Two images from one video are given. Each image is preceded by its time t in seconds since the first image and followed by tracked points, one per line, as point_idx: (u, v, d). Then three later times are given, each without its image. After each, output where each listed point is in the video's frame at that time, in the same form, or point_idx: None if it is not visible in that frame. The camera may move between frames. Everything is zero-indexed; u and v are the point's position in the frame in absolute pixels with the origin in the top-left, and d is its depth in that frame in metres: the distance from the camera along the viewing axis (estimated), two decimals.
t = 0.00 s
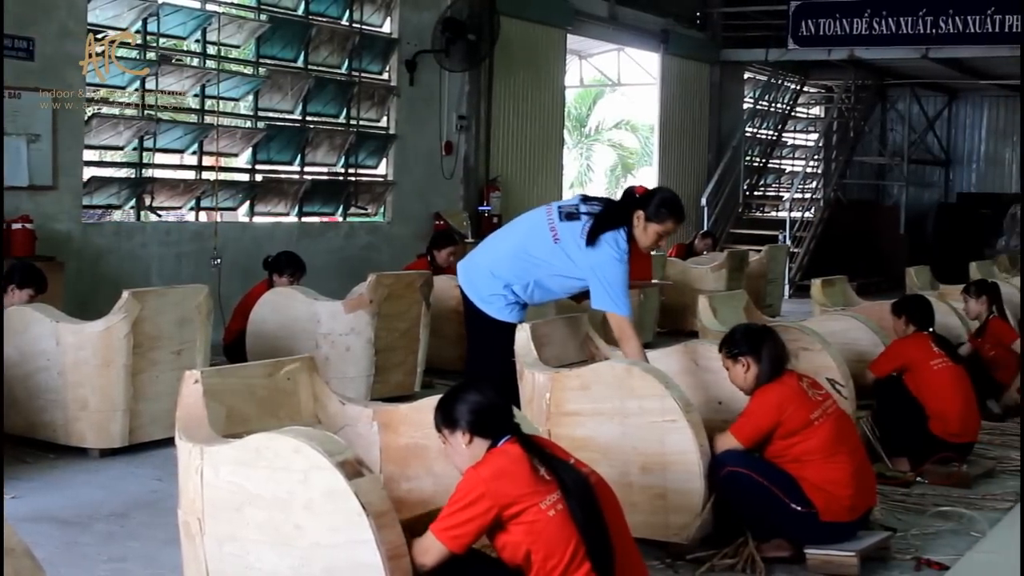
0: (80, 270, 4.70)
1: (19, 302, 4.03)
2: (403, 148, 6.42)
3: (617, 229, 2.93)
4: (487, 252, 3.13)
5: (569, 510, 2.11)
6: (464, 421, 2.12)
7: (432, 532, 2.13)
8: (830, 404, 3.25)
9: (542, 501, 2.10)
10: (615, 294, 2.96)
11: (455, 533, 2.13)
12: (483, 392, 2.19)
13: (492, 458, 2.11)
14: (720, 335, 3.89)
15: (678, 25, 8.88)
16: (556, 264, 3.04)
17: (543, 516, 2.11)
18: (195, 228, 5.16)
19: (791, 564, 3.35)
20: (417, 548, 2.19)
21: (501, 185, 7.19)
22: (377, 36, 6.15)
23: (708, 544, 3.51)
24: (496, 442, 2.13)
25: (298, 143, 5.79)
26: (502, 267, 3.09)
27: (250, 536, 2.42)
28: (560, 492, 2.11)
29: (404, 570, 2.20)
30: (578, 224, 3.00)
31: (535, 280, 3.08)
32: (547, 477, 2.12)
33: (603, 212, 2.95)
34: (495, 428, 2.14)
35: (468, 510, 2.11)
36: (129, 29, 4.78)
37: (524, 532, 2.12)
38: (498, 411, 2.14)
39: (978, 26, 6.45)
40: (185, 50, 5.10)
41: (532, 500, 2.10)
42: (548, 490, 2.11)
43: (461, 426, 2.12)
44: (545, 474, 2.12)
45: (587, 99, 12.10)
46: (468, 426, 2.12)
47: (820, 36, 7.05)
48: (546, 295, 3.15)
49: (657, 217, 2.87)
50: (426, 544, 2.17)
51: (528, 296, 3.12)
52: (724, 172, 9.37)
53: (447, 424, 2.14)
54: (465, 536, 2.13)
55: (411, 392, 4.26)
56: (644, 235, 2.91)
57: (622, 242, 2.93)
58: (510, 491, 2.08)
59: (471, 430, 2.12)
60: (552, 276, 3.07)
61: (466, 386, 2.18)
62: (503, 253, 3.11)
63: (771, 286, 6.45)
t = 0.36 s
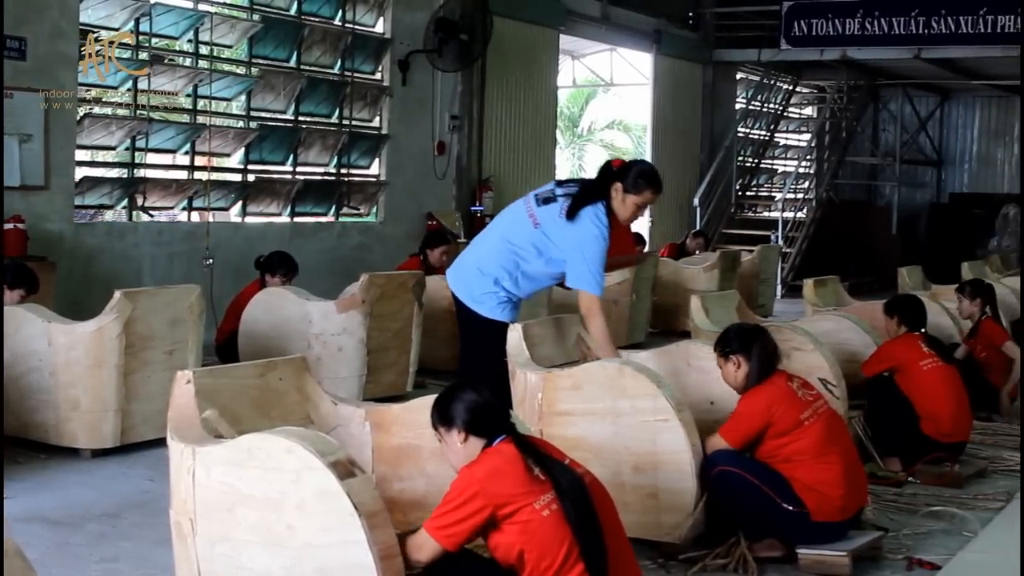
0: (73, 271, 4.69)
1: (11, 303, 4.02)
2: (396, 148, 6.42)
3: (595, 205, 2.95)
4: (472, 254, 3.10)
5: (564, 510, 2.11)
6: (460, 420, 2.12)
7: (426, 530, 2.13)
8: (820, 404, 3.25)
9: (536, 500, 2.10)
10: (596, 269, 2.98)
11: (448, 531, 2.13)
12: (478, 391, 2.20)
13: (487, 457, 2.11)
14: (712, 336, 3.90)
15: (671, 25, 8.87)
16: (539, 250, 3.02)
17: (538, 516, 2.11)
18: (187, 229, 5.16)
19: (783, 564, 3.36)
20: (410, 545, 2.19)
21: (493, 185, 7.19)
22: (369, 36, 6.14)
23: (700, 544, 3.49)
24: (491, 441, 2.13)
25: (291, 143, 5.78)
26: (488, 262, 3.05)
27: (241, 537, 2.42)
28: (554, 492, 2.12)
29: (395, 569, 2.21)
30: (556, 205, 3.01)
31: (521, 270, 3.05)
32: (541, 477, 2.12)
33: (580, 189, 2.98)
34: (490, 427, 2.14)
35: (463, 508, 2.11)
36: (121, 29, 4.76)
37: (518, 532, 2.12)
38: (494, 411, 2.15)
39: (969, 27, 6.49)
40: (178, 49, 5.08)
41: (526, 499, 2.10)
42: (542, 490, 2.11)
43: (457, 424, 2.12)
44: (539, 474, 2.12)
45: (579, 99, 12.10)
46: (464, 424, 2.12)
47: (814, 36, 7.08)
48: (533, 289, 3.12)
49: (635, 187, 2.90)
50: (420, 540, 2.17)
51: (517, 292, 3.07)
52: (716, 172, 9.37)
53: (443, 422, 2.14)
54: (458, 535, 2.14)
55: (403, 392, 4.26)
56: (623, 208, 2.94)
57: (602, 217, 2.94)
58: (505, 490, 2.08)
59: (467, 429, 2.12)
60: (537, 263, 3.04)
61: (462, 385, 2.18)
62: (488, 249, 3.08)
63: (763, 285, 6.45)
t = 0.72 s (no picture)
0: (51, 271, 4.67)
1: None
2: (377, 149, 6.42)
3: (556, 185, 2.91)
4: (445, 255, 3.04)
5: (544, 511, 2.11)
6: (444, 419, 2.12)
7: (405, 527, 2.14)
8: (798, 404, 3.26)
9: (516, 500, 2.10)
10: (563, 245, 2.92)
11: (428, 528, 2.14)
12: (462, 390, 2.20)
13: (468, 456, 2.11)
14: (691, 336, 3.90)
15: (652, 26, 8.87)
16: (510, 238, 2.97)
17: (518, 516, 2.11)
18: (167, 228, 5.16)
19: (762, 564, 3.36)
20: (388, 541, 2.20)
21: (473, 185, 7.19)
22: (349, 36, 6.13)
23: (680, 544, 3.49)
24: (474, 439, 2.13)
25: (270, 143, 5.76)
26: (462, 258, 2.99)
27: (219, 537, 2.42)
28: (534, 492, 2.12)
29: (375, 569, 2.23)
30: (518, 192, 2.95)
31: (495, 262, 2.99)
32: (522, 477, 2.12)
33: (539, 173, 2.95)
34: (474, 427, 2.14)
35: (443, 506, 2.11)
36: (100, 29, 4.76)
37: (497, 531, 2.12)
38: (479, 411, 2.15)
39: (949, 27, 6.56)
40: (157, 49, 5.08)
41: (506, 499, 2.10)
42: (522, 489, 2.11)
43: (441, 423, 2.12)
44: (520, 475, 2.12)
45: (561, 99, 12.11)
46: (448, 423, 2.12)
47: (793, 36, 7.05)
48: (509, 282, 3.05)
49: (594, 162, 2.89)
50: (396, 535, 2.18)
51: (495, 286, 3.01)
52: (697, 173, 9.37)
53: (427, 421, 2.14)
54: (438, 532, 2.14)
55: (383, 392, 4.26)
56: (584, 183, 2.93)
57: (565, 195, 2.91)
58: (485, 489, 2.09)
59: (450, 427, 2.12)
60: (509, 252, 2.98)
61: (447, 384, 2.18)
62: (461, 246, 3.02)
63: (743, 286, 6.47)
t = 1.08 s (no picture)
0: (32, 271, 4.66)
1: None
2: (359, 149, 6.43)
3: (520, 170, 2.91)
4: (425, 255, 3.04)
5: (529, 511, 2.11)
6: (434, 416, 2.13)
7: (391, 524, 2.17)
8: (779, 404, 3.26)
9: (502, 500, 2.11)
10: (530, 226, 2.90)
11: (414, 526, 2.16)
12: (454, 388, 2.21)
13: (455, 455, 2.12)
14: (673, 336, 3.91)
15: (634, 26, 8.85)
16: (484, 229, 2.96)
17: (503, 515, 2.11)
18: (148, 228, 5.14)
19: (744, 564, 3.34)
20: (374, 542, 2.23)
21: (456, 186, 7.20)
22: (332, 35, 6.13)
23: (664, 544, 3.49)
24: (463, 438, 2.14)
25: (253, 143, 5.74)
26: (442, 254, 2.99)
27: (199, 539, 2.40)
28: (520, 493, 2.12)
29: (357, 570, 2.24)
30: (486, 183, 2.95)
31: (474, 255, 2.99)
32: (509, 476, 2.13)
33: (503, 163, 2.95)
34: (463, 424, 2.15)
35: (429, 504, 2.13)
36: (81, 28, 4.73)
37: (482, 530, 2.12)
38: (470, 410, 2.16)
39: (930, 29, 6.74)
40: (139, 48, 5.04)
41: (491, 499, 2.10)
42: (509, 489, 2.11)
43: (431, 420, 2.13)
44: (507, 475, 2.12)
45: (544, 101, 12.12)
46: (437, 420, 2.13)
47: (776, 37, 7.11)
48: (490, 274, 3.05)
49: (556, 145, 2.88)
50: (384, 535, 2.21)
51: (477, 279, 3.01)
52: (679, 174, 9.37)
53: (416, 417, 2.15)
54: (424, 530, 2.16)
55: (366, 393, 4.25)
56: (547, 167, 2.92)
57: (530, 179, 2.90)
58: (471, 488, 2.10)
59: (439, 425, 2.13)
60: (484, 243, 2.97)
61: (439, 382, 2.18)
62: (439, 243, 3.02)
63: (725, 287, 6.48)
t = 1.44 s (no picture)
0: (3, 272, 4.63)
1: None
2: (333, 148, 6.46)
3: (486, 164, 2.90)
4: (400, 254, 3.05)
5: (504, 510, 2.12)
6: (411, 415, 2.13)
7: (366, 524, 2.16)
8: (749, 404, 3.26)
9: (477, 498, 2.12)
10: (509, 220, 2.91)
11: (388, 525, 2.16)
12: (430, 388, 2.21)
13: (430, 454, 2.13)
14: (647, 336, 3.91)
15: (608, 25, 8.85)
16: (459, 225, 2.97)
17: (478, 514, 2.12)
18: (122, 229, 5.12)
19: (718, 563, 3.33)
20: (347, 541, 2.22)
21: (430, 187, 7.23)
22: (306, 35, 6.12)
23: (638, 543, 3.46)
24: (439, 436, 2.15)
25: (227, 143, 5.72)
26: (417, 253, 3.00)
27: (172, 539, 2.39)
28: (496, 491, 2.13)
29: (330, 571, 2.24)
30: (455, 182, 2.95)
31: (453, 250, 3.01)
32: (484, 475, 2.13)
33: (467, 159, 2.94)
34: (439, 424, 2.15)
35: (404, 503, 2.13)
36: (55, 27, 4.67)
37: (457, 529, 2.13)
38: (446, 410, 2.16)
39: (903, 31, 6.82)
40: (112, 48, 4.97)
41: (467, 497, 2.11)
42: (484, 488, 2.12)
43: (407, 419, 2.14)
44: (483, 475, 2.13)
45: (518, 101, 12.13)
46: (414, 420, 2.13)
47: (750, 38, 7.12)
48: (466, 265, 3.07)
49: (519, 137, 2.86)
50: (358, 534, 2.20)
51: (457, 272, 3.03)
52: (653, 174, 9.37)
53: (393, 416, 2.15)
54: (398, 529, 2.16)
55: (340, 393, 4.25)
56: (513, 161, 2.91)
57: (497, 172, 2.90)
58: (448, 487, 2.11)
59: (416, 424, 2.13)
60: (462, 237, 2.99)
61: (415, 381, 2.18)
62: (414, 241, 3.03)
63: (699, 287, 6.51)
